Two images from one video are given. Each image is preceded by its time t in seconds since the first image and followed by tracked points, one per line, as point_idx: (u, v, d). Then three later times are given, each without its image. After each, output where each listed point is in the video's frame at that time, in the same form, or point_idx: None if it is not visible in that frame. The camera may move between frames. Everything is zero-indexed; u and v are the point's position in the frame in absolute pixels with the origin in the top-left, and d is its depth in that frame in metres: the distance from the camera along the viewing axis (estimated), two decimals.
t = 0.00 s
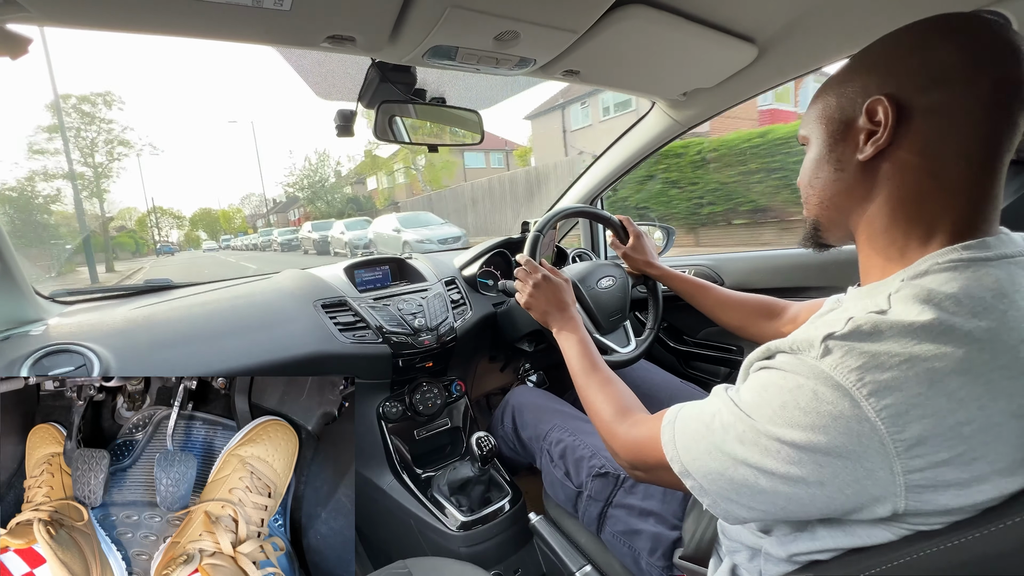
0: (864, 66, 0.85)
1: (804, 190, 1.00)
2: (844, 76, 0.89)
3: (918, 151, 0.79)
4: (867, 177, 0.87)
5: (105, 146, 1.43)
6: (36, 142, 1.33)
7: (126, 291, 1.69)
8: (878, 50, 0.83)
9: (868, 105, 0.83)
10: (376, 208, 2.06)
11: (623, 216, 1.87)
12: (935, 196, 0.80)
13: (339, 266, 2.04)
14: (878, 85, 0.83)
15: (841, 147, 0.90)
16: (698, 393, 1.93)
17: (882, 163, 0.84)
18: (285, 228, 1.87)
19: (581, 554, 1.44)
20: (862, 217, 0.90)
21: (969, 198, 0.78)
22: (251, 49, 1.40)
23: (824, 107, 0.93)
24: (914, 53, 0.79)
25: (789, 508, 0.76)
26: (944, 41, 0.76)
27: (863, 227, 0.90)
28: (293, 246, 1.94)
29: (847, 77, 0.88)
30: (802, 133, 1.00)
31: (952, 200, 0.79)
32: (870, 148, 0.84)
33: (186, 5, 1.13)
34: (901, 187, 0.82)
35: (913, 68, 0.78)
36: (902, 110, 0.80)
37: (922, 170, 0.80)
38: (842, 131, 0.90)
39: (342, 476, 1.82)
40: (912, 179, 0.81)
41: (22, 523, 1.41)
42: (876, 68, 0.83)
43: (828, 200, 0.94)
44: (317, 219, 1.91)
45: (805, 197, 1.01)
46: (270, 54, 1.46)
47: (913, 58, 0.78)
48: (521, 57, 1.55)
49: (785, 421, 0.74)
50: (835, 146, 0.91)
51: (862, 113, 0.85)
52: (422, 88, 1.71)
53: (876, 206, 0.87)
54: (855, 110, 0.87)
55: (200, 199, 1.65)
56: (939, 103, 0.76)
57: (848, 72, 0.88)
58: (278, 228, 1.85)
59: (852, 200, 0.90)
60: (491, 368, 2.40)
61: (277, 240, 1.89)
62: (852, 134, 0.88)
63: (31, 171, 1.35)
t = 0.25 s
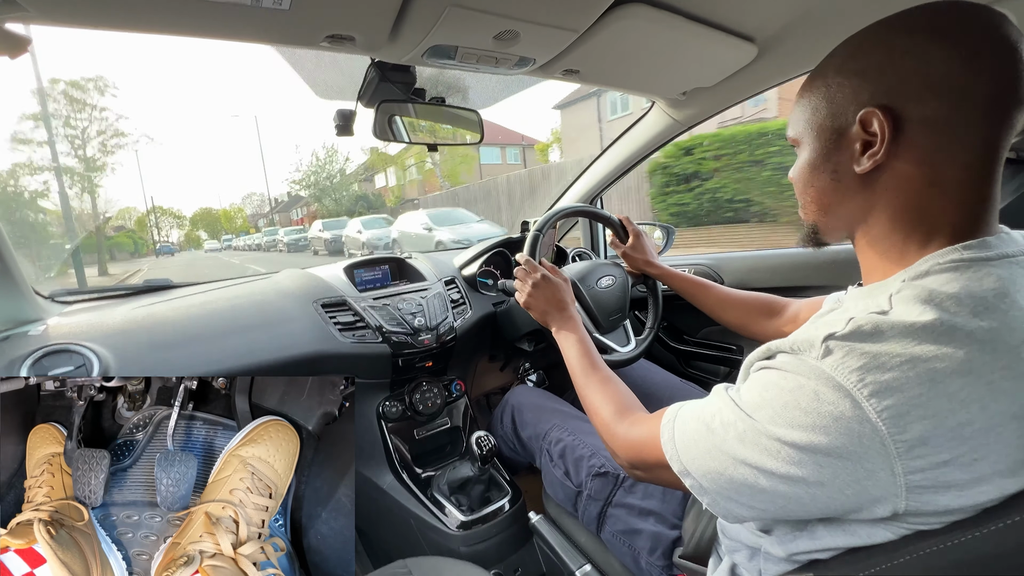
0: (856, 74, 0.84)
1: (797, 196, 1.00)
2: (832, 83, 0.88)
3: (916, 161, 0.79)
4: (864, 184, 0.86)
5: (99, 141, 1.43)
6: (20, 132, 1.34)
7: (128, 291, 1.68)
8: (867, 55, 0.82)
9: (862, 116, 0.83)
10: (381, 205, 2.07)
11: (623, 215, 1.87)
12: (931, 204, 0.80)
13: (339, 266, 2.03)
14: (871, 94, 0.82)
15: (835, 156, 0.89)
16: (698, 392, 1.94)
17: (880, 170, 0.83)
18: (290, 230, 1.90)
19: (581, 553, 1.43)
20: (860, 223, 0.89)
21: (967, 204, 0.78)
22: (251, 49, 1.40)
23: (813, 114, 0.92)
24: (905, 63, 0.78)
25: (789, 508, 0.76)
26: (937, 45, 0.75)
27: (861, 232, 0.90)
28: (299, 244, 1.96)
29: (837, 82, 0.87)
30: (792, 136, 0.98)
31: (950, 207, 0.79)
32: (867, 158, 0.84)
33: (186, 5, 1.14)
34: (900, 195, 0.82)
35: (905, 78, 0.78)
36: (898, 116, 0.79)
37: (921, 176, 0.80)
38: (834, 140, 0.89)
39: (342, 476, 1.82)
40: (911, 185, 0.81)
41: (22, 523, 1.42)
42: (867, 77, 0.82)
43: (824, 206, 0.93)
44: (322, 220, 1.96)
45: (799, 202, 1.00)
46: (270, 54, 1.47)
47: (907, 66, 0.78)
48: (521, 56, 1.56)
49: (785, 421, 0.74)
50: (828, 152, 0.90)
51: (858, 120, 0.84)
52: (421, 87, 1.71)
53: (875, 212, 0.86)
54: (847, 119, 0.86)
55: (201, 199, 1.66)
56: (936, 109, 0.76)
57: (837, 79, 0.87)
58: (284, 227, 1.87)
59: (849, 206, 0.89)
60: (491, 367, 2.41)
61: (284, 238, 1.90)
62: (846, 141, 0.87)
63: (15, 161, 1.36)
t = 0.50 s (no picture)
0: (857, 80, 0.83)
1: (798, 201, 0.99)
2: (832, 88, 0.87)
3: (923, 167, 0.79)
4: (868, 189, 0.86)
5: (89, 131, 1.43)
6: None
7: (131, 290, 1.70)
8: (867, 60, 0.81)
9: (867, 123, 0.82)
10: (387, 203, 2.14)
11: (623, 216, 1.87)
12: (938, 209, 0.80)
13: (339, 266, 2.02)
14: (874, 100, 0.81)
15: (838, 163, 0.88)
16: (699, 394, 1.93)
17: (886, 176, 0.83)
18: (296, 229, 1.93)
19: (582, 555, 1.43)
20: (865, 227, 0.89)
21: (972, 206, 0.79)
22: (252, 49, 1.41)
23: (813, 119, 0.91)
24: (909, 68, 0.77)
25: (789, 512, 0.76)
26: (940, 50, 0.74)
27: (866, 236, 0.90)
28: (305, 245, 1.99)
29: (836, 87, 0.86)
30: (790, 141, 0.97)
31: (957, 211, 0.79)
32: (874, 166, 0.83)
33: (186, 5, 1.14)
34: (907, 201, 0.82)
35: (910, 84, 0.77)
36: (903, 122, 0.78)
37: (928, 181, 0.79)
38: (837, 146, 0.88)
39: (342, 476, 1.82)
40: (918, 190, 0.81)
41: (22, 523, 1.40)
42: (870, 83, 0.81)
43: (828, 212, 0.92)
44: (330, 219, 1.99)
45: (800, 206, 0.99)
46: (271, 54, 1.47)
47: (910, 71, 0.77)
48: (521, 57, 1.55)
49: (785, 426, 0.74)
50: (830, 159, 0.89)
51: (861, 127, 0.83)
52: (422, 87, 1.71)
53: (881, 217, 0.86)
54: (850, 125, 0.85)
55: (201, 198, 1.67)
56: (942, 114, 0.76)
57: (837, 84, 0.86)
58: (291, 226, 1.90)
59: (853, 212, 0.89)
60: (491, 368, 2.40)
61: (291, 237, 1.93)
62: (849, 148, 0.86)
63: None
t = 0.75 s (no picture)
0: (862, 79, 0.82)
1: (798, 203, 0.97)
2: (836, 87, 0.86)
3: (932, 166, 0.79)
4: (874, 189, 0.85)
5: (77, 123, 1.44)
6: None
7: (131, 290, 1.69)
8: (872, 59, 0.81)
9: (875, 122, 0.81)
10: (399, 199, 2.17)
11: (623, 216, 1.86)
12: (945, 207, 0.80)
13: (339, 266, 2.03)
14: (881, 99, 0.80)
15: (844, 163, 0.87)
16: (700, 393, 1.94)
17: (893, 176, 0.82)
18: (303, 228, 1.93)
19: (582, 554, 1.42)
20: (869, 228, 0.88)
21: (978, 205, 0.79)
22: (251, 49, 1.41)
23: (816, 120, 0.89)
24: (917, 66, 0.76)
25: (791, 509, 0.76)
26: (948, 49, 0.74)
27: (869, 236, 0.89)
28: (315, 245, 1.99)
29: (840, 86, 0.85)
30: (789, 142, 0.96)
31: (963, 210, 0.79)
32: (882, 165, 0.82)
33: (187, 5, 1.14)
34: (914, 200, 0.82)
35: (918, 83, 0.76)
36: (911, 121, 0.78)
37: (935, 180, 0.79)
38: (843, 146, 0.87)
39: (342, 477, 1.80)
40: (924, 189, 0.80)
41: (22, 523, 1.41)
42: (876, 81, 0.80)
43: (831, 212, 0.91)
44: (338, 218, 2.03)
45: (800, 208, 0.98)
46: (270, 54, 1.47)
47: (917, 69, 0.76)
48: (521, 57, 1.56)
49: (788, 423, 0.74)
50: (834, 159, 0.88)
51: (868, 126, 0.82)
52: (422, 87, 1.71)
53: (886, 216, 0.85)
54: (856, 125, 0.84)
55: (202, 197, 1.66)
56: (950, 112, 0.75)
57: (841, 83, 0.85)
58: (298, 225, 1.90)
59: (858, 212, 0.88)
60: (491, 368, 2.41)
61: (299, 237, 1.92)
62: (855, 147, 0.85)
63: None
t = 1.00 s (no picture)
0: (862, 77, 0.82)
1: (799, 201, 0.97)
2: (836, 85, 0.86)
3: (931, 163, 0.79)
4: (874, 187, 0.85)
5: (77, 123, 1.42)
6: None
7: (130, 290, 1.68)
8: (872, 57, 0.81)
9: (875, 119, 0.81)
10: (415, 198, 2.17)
11: (623, 216, 1.86)
12: (945, 205, 0.80)
13: (338, 266, 2.03)
14: (881, 97, 0.80)
15: (844, 161, 0.87)
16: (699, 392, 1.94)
17: (893, 173, 0.82)
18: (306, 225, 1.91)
19: (582, 554, 1.42)
20: (869, 225, 0.88)
21: (978, 202, 0.79)
22: (251, 49, 1.40)
23: (816, 118, 0.89)
24: (916, 63, 0.77)
25: (789, 510, 0.77)
26: (948, 47, 0.74)
27: (870, 234, 0.89)
28: (326, 246, 1.98)
29: (841, 84, 0.85)
30: (790, 141, 0.96)
31: (963, 207, 0.79)
32: (882, 162, 0.82)
33: (186, 5, 1.14)
34: (914, 198, 0.82)
35: (918, 80, 0.77)
36: (911, 119, 0.78)
37: (935, 178, 0.79)
38: (843, 143, 0.87)
39: (343, 475, 1.81)
40: (924, 187, 0.80)
41: (22, 523, 1.40)
42: (876, 79, 0.81)
43: (831, 211, 0.92)
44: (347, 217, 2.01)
45: (801, 207, 0.98)
46: (270, 53, 1.47)
47: (917, 67, 0.77)
48: (520, 57, 1.56)
49: (784, 424, 0.74)
50: (834, 157, 0.88)
51: (868, 124, 0.82)
52: (421, 87, 1.71)
53: (886, 215, 0.85)
54: (856, 122, 0.84)
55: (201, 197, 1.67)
56: (950, 110, 0.76)
57: (841, 81, 0.85)
58: (303, 225, 1.89)
59: (858, 210, 0.88)
60: (491, 368, 2.41)
61: (307, 238, 1.94)
62: (855, 145, 0.85)
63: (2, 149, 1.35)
